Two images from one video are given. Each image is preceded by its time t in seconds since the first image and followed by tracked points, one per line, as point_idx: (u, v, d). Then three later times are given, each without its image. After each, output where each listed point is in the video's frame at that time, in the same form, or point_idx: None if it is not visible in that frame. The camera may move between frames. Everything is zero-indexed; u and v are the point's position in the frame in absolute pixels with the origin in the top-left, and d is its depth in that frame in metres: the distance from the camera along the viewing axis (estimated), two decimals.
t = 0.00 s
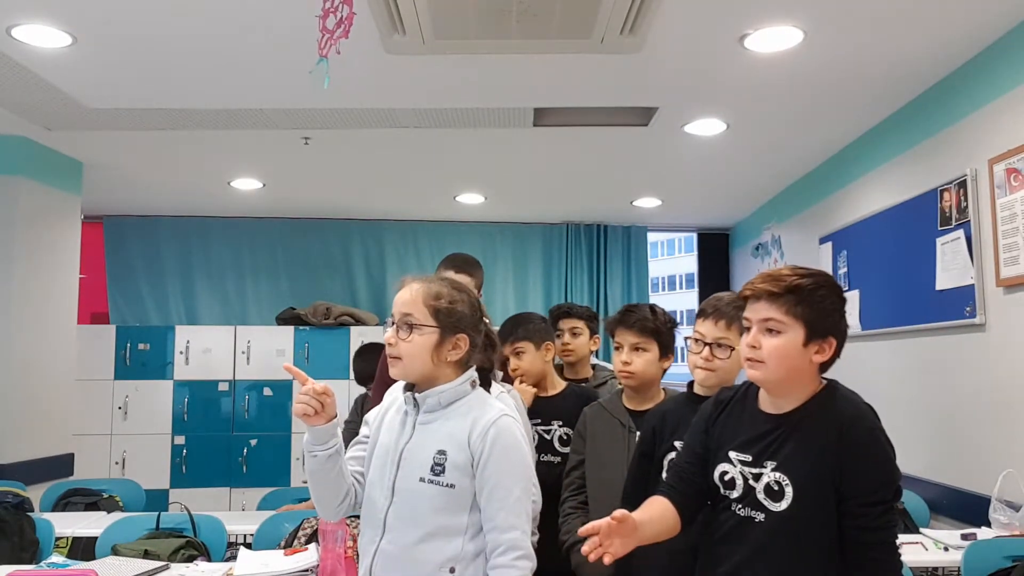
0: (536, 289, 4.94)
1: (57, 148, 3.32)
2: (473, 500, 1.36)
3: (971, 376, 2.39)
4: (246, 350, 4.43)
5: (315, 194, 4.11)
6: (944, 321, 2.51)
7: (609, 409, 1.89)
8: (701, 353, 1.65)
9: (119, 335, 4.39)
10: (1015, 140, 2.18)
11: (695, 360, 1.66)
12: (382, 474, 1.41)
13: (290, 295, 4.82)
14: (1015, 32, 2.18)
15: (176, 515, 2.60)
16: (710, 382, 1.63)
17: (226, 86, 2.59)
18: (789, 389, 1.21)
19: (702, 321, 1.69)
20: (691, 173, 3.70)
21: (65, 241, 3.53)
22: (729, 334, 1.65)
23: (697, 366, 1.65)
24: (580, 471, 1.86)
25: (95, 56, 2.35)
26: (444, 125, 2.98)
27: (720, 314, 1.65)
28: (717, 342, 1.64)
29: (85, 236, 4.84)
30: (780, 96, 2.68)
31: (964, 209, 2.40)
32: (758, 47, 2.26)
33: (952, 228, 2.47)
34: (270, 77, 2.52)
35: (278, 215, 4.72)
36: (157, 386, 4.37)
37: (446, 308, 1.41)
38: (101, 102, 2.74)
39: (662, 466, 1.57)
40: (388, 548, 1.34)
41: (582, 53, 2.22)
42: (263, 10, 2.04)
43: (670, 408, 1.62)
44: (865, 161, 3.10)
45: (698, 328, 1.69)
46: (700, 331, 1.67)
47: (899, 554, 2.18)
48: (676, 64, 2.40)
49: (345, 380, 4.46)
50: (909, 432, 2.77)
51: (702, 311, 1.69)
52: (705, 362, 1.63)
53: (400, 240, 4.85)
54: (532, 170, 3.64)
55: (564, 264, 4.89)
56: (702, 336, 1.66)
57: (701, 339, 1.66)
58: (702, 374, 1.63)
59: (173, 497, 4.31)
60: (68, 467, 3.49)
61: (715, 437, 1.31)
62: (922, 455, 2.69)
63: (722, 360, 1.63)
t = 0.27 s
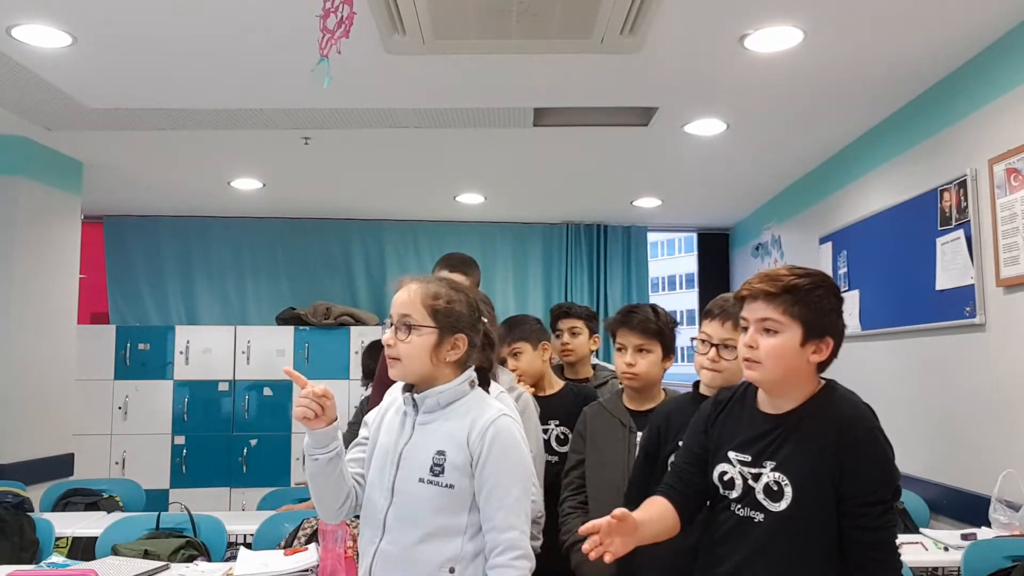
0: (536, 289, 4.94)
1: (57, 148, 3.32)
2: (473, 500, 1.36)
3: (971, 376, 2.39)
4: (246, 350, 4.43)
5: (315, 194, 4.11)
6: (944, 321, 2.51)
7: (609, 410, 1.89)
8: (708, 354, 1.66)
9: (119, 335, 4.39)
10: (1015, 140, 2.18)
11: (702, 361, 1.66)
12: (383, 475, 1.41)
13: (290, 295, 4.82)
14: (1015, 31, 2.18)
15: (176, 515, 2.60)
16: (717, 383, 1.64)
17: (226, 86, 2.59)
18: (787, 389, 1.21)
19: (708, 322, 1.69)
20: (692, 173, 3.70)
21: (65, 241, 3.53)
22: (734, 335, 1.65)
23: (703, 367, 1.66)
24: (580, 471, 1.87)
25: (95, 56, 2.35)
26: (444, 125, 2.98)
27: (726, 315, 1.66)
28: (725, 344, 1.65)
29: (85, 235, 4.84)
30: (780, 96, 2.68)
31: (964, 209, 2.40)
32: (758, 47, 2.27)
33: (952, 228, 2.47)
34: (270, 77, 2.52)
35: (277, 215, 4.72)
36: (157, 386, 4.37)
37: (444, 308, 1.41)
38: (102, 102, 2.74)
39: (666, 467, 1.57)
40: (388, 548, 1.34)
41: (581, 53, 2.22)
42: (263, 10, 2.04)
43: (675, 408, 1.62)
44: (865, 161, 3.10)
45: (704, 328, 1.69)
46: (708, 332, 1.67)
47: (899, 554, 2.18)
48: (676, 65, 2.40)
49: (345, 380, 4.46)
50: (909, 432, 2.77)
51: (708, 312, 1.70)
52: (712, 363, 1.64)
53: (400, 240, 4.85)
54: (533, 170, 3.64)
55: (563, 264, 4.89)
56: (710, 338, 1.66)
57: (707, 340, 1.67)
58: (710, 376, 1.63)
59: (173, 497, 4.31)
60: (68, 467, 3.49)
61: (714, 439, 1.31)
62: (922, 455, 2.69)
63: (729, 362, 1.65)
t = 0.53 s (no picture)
0: (536, 289, 4.94)
1: (56, 147, 3.32)
2: (474, 501, 1.36)
3: (971, 376, 2.39)
4: (246, 350, 4.43)
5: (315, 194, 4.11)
6: (944, 321, 2.51)
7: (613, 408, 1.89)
8: (716, 356, 1.70)
9: (119, 335, 4.39)
10: (1015, 140, 2.18)
11: (711, 364, 1.71)
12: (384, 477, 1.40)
13: (290, 295, 4.82)
14: (1014, 32, 2.18)
15: (176, 515, 2.60)
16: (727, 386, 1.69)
17: (226, 86, 2.59)
18: (778, 393, 1.20)
19: (717, 326, 1.73)
20: (692, 173, 3.70)
21: (65, 241, 3.53)
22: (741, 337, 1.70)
23: (713, 369, 1.70)
24: (581, 469, 1.88)
25: (96, 56, 2.35)
26: (444, 125, 2.98)
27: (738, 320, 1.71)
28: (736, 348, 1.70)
29: (85, 235, 4.84)
30: (780, 96, 2.68)
31: (964, 209, 2.40)
32: (758, 47, 2.27)
33: (951, 228, 2.47)
34: (270, 77, 2.52)
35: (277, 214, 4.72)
36: (157, 386, 4.37)
37: (444, 308, 1.41)
38: (102, 102, 2.74)
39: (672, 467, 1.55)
40: (390, 549, 1.34)
41: (581, 53, 2.22)
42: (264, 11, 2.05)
43: (681, 405, 1.61)
44: (865, 161, 3.10)
45: (714, 331, 1.73)
46: (718, 336, 1.71)
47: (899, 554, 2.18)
48: (676, 65, 2.40)
49: (345, 380, 4.46)
50: (909, 432, 2.77)
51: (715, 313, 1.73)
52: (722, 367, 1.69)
53: (400, 240, 4.85)
54: (532, 170, 3.64)
55: (563, 264, 4.89)
56: (720, 341, 1.70)
57: (715, 343, 1.71)
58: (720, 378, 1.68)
59: (173, 497, 4.31)
60: (68, 467, 3.49)
61: (711, 440, 1.29)
62: (922, 455, 2.69)
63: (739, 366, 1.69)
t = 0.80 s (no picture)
0: (536, 289, 4.94)
1: (56, 147, 3.32)
2: (478, 502, 1.35)
3: (971, 376, 2.39)
4: (246, 350, 4.43)
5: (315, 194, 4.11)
6: (943, 321, 2.51)
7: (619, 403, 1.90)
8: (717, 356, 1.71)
9: (119, 335, 4.39)
10: (1015, 140, 2.18)
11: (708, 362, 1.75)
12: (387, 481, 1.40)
13: (290, 295, 4.82)
14: (1014, 32, 2.18)
15: (176, 515, 2.60)
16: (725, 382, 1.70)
17: (226, 86, 2.59)
18: (773, 393, 1.13)
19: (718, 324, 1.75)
20: (692, 173, 3.69)
21: (65, 241, 3.53)
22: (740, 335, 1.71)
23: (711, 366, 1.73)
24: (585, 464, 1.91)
25: (95, 56, 2.36)
26: (444, 125, 2.98)
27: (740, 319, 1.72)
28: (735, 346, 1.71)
29: (85, 235, 4.83)
30: (780, 96, 2.68)
31: (964, 209, 2.40)
32: (758, 47, 2.27)
33: (951, 228, 2.48)
34: (270, 78, 2.52)
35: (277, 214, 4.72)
36: (157, 386, 4.37)
37: (445, 306, 1.42)
38: (102, 102, 2.74)
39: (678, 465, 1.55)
40: (394, 549, 1.34)
41: (580, 53, 2.22)
42: (264, 11, 2.05)
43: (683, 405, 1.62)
44: (865, 161, 3.10)
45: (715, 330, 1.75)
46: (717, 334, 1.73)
47: (900, 554, 2.18)
48: (676, 64, 2.40)
49: (346, 380, 4.46)
50: (910, 432, 2.77)
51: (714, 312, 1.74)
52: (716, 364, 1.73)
53: (400, 240, 4.85)
54: (532, 170, 3.64)
55: (563, 264, 4.89)
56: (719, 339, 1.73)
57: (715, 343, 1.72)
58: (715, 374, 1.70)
59: (173, 497, 4.31)
60: (68, 467, 3.49)
61: (687, 441, 1.20)
62: (922, 455, 2.69)
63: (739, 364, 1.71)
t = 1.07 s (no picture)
0: (536, 289, 4.94)
1: (56, 147, 3.32)
2: (478, 502, 1.35)
3: (971, 376, 2.39)
4: (246, 350, 4.43)
5: (314, 193, 4.12)
6: (943, 321, 2.51)
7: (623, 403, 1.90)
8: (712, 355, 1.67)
9: (118, 335, 4.39)
10: (1015, 140, 2.18)
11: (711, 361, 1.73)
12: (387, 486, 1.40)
13: (290, 295, 4.81)
14: (1014, 32, 2.18)
15: (176, 515, 2.60)
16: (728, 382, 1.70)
17: (226, 86, 2.59)
18: (728, 403, 1.04)
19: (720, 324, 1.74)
20: (691, 173, 3.69)
21: (65, 241, 3.53)
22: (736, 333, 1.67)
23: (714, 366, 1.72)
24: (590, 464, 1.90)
25: (95, 56, 2.36)
26: (445, 125, 2.98)
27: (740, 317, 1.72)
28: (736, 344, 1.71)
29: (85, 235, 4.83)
30: (779, 96, 2.68)
31: (964, 209, 2.40)
32: (758, 48, 2.27)
33: (951, 228, 2.48)
34: (271, 77, 2.52)
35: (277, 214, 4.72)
36: (157, 386, 4.37)
37: (447, 308, 1.42)
38: (102, 102, 2.74)
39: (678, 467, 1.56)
40: (396, 551, 1.34)
41: (580, 53, 2.22)
42: (264, 10, 2.05)
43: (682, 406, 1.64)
44: (866, 161, 3.10)
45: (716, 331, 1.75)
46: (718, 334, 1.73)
47: (900, 554, 2.18)
48: (676, 64, 2.40)
49: (346, 380, 4.46)
50: (910, 432, 2.77)
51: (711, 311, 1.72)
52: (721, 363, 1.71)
53: (400, 241, 4.85)
54: (532, 170, 3.64)
55: (563, 264, 4.89)
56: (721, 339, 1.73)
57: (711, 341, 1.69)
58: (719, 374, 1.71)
59: (173, 497, 4.31)
60: (68, 467, 3.49)
61: (642, 469, 1.10)
62: (922, 455, 2.69)
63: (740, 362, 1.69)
